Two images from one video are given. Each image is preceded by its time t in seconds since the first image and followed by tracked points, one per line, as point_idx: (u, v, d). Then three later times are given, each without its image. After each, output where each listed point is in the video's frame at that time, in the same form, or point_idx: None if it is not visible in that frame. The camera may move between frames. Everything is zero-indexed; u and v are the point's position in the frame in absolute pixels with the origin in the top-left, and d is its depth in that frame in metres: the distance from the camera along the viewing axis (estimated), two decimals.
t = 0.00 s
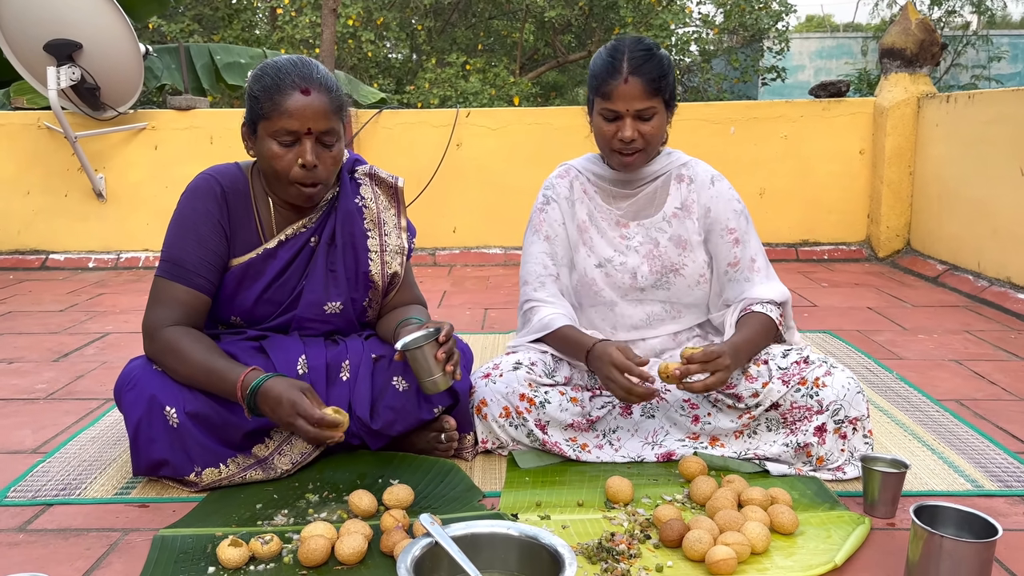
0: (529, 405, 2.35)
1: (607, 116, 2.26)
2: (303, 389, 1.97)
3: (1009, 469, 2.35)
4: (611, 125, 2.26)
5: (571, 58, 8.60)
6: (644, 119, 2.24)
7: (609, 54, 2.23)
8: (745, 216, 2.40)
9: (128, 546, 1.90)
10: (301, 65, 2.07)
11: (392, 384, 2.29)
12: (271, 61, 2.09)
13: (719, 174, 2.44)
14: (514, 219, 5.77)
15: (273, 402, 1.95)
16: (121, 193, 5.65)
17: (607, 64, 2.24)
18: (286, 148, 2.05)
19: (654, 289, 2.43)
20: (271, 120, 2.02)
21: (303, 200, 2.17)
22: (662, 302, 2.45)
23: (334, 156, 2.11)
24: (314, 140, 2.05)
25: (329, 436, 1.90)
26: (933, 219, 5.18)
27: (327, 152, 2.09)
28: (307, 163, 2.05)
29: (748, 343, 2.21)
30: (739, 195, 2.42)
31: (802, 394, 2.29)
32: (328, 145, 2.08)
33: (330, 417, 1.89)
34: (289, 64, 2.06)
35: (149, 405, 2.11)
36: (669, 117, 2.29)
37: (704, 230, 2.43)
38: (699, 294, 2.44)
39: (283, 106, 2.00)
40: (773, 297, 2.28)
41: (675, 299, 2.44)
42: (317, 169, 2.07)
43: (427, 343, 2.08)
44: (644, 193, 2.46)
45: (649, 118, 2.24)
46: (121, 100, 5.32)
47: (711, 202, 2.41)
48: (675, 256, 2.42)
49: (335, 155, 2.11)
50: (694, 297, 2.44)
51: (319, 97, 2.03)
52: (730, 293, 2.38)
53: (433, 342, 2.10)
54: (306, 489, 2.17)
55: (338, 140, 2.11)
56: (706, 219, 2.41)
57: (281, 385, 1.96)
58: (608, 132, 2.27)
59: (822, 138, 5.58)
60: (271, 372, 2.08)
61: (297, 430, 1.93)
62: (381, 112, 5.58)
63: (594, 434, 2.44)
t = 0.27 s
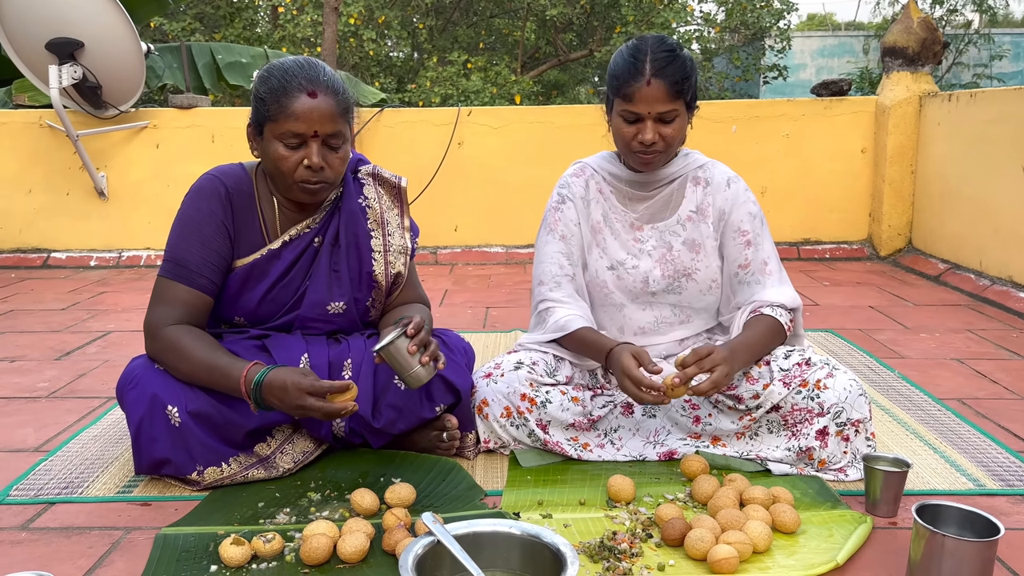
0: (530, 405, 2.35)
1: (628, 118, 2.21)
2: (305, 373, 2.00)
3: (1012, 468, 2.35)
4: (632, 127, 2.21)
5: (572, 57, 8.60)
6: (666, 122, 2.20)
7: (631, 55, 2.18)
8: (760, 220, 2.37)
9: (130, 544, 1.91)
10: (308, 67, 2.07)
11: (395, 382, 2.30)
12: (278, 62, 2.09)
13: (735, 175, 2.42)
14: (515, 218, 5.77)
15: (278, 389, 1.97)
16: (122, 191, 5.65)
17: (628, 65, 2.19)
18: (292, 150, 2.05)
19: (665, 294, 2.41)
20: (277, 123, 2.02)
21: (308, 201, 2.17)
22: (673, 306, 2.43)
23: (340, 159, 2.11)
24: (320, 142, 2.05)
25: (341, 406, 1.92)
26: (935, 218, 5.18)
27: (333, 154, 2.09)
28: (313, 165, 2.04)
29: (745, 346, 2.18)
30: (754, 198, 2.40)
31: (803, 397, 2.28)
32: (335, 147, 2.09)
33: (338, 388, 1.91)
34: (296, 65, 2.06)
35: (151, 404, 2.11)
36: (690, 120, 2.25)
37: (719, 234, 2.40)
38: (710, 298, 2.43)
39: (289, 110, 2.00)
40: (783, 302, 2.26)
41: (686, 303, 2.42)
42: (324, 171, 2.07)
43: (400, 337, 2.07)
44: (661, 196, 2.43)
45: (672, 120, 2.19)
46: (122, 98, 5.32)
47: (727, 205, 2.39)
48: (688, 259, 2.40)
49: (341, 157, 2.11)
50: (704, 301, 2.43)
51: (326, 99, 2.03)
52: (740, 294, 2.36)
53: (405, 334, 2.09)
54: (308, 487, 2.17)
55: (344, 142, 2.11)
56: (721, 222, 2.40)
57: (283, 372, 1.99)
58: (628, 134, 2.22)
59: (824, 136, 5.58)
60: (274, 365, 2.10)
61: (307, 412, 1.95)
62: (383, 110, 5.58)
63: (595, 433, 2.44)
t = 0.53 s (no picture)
0: (533, 406, 2.36)
1: (638, 125, 2.12)
2: (308, 365, 2.02)
3: (1014, 467, 2.35)
4: (643, 135, 2.12)
5: (574, 56, 8.59)
6: (678, 131, 2.11)
7: (645, 60, 2.08)
8: (766, 228, 2.31)
9: (133, 542, 1.91)
10: (315, 67, 2.07)
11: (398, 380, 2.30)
12: (284, 62, 2.09)
13: (743, 180, 2.36)
14: (517, 217, 5.77)
15: (283, 382, 1.99)
16: (124, 190, 5.65)
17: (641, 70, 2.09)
18: (299, 150, 2.05)
19: (670, 303, 2.40)
20: (284, 123, 2.02)
21: (316, 202, 2.17)
22: (677, 314, 2.42)
23: (346, 159, 2.11)
24: (327, 143, 2.05)
25: (348, 394, 1.94)
26: (937, 218, 5.17)
27: (340, 155, 2.09)
28: (320, 166, 2.04)
29: (747, 362, 2.11)
30: (761, 204, 2.34)
31: (807, 396, 2.27)
32: (341, 148, 2.09)
33: (342, 376, 1.94)
34: (303, 65, 2.06)
35: (155, 402, 2.11)
36: (704, 128, 2.16)
37: (726, 243, 2.36)
38: (714, 305, 2.41)
39: (296, 110, 2.00)
40: (778, 312, 2.19)
41: (690, 312, 2.41)
42: (330, 171, 2.07)
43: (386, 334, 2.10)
44: (669, 206, 2.39)
45: (684, 130, 2.10)
46: (125, 97, 5.32)
47: (734, 213, 2.34)
48: (694, 269, 2.37)
49: (347, 157, 2.11)
50: (708, 309, 2.42)
51: (333, 100, 2.03)
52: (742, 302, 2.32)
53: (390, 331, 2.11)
54: (310, 486, 2.17)
55: (351, 142, 2.11)
56: (728, 231, 2.35)
57: (287, 365, 2.01)
58: (639, 142, 2.13)
59: (826, 136, 5.57)
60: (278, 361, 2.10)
61: (314, 402, 1.97)
62: (385, 109, 5.58)
63: (598, 433, 2.42)
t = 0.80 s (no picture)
0: (535, 407, 2.36)
1: (653, 136, 2.10)
2: (311, 365, 2.02)
3: (1015, 467, 2.35)
4: (657, 146, 2.10)
5: (575, 55, 8.59)
6: (694, 144, 2.09)
7: (665, 70, 2.06)
8: (774, 233, 2.31)
9: (134, 541, 1.91)
10: (317, 66, 2.07)
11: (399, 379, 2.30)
12: (285, 61, 2.09)
13: (750, 183, 2.36)
14: (518, 217, 5.77)
15: (286, 382, 1.98)
16: (125, 189, 5.66)
17: (660, 79, 2.06)
18: (301, 148, 2.04)
19: (677, 313, 2.39)
20: (286, 121, 2.01)
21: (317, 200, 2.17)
22: (684, 324, 2.41)
23: (348, 158, 2.11)
24: (329, 142, 2.05)
25: (351, 395, 1.95)
26: (938, 218, 5.16)
27: (342, 154, 2.09)
28: (322, 165, 2.04)
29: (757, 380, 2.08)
30: (770, 208, 2.34)
31: (810, 402, 2.27)
32: (343, 147, 2.08)
33: (347, 377, 1.94)
34: (306, 63, 2.06)
35: (156, 401, 2.11)
36: (719, 141, 2.14)
37: (734, 250, 2.35)
38: (720, 313, 2.41)
39: (299, 108, 2.00)
40: (790, 322, 2.19)
41: (697, 322, 2.41)
42: (332, 170, 2.07)
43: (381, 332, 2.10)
44: (679, 217, 2.36)
45: (700, 143, 2.09)
46: (126, 96, 5.32)
47: (743, 218, 2.33)
48: (703, 278, 2.36)
49: (349, 156, 2.11)
50: (714, 318, 2.42)
51: (336, 99, 2.03)
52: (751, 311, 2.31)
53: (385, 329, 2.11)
54: (311, 484, 2.18)
55: (352, 141, 2.11)
56: (737, 238, 2.34)
57: (290, 366, 2.00)
58: (653, 153, 2.11)
59: (828, 135, 5.56)
60: (280, 360, 2.10)
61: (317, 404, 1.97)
62: (386, 108, 5.57)
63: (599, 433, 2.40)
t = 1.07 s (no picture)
0: (535, 407, 2.35)
1: (667, 142, 2.09)
2: (314, 366, 2.02)
3: (1015, 466, 2.35)
4: (671, 153, 2.09)
5: (576, 54, 8.59)
6: (708, 153, 2.08)
7: (681, 76, 2.05)
8: (783, 236, 2.30)
9: (134, 540, 1.91)
10: (316, 65, 2.07)
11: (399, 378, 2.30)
12: (285, 60, 2.09)
13: (759, 184, 2.34)
14: (518, 216, 5.77)
15: (289, 382, 1.99)
16: (125, 187, 5.65)
17: (676, 85, 2.06)
18: (300, 148, 2.04)
19: (682, 317, 2.39)
20: (286, 120, 2.01)
21: (317, 200, 2.16)
22: (689, 327, 2.41)
23: (348, 157, 2.11)
24: (328, 141, 2.05)
25: (353, 396, 1.95)
26: (939, 217, 5.16)
27: (341, 153, 2.09)
28: (321, 164, 2.04)
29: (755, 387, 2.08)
30: (779, 210, 2.33)
31: (811, 405, 2.27)
32: (342, 146, 2.08)
33: (350, 379, 1.94)
34: (305, 62, 2.06)
35: (156, 400, 2.11)
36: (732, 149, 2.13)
37: (743, 254, 2.35)
38: (725, 315, 2.40)
39: (297, 107, 2.00)
40: (796, 326, 2.19)
41: (703, 325, 2.40)
42: (331, 169, 2.07)
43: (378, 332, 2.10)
44: (688, 222, 2.35)
45: (714, 152, 2.08)
46: (126, 94, 5.32)
47: (752, 221, 2.32)
48: (710, 283, 2.35)
49: (348, 156, 2.11)
50: (720, 321, 2.41)
51: (335, 98, 2.02)
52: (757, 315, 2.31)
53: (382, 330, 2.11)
54: (311, 483, 2.17)
55: (352, 140, 2.11)
56: (745, 241, 2.33)
57: (292, 366, 2.01)
58: (666, 159, 2.10)
59: (828, 134, 5.56)
60: (282, 360, 2.11)
61: (320, 403, 1.98)
62: (386, 107, 5.57)
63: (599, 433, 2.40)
